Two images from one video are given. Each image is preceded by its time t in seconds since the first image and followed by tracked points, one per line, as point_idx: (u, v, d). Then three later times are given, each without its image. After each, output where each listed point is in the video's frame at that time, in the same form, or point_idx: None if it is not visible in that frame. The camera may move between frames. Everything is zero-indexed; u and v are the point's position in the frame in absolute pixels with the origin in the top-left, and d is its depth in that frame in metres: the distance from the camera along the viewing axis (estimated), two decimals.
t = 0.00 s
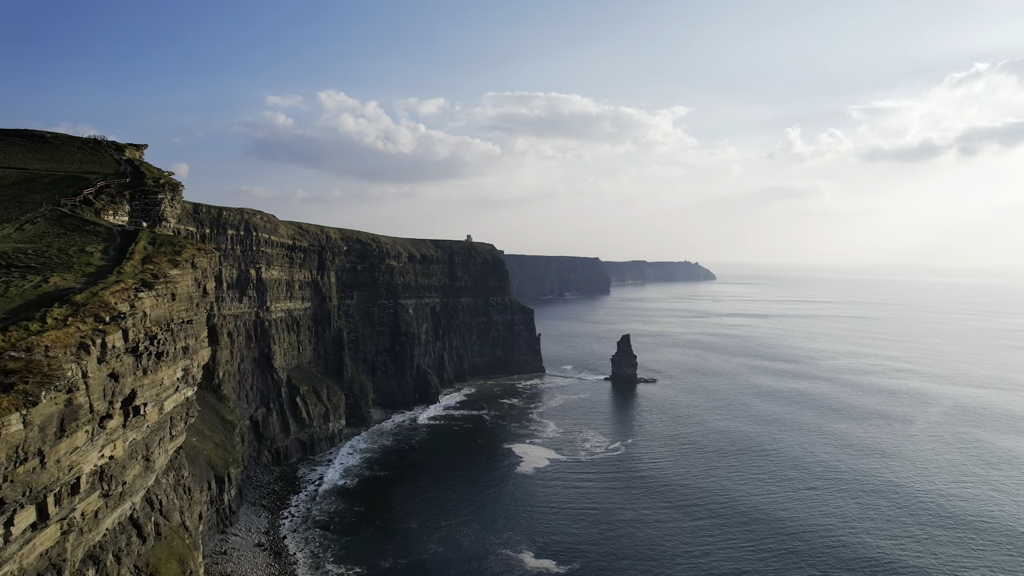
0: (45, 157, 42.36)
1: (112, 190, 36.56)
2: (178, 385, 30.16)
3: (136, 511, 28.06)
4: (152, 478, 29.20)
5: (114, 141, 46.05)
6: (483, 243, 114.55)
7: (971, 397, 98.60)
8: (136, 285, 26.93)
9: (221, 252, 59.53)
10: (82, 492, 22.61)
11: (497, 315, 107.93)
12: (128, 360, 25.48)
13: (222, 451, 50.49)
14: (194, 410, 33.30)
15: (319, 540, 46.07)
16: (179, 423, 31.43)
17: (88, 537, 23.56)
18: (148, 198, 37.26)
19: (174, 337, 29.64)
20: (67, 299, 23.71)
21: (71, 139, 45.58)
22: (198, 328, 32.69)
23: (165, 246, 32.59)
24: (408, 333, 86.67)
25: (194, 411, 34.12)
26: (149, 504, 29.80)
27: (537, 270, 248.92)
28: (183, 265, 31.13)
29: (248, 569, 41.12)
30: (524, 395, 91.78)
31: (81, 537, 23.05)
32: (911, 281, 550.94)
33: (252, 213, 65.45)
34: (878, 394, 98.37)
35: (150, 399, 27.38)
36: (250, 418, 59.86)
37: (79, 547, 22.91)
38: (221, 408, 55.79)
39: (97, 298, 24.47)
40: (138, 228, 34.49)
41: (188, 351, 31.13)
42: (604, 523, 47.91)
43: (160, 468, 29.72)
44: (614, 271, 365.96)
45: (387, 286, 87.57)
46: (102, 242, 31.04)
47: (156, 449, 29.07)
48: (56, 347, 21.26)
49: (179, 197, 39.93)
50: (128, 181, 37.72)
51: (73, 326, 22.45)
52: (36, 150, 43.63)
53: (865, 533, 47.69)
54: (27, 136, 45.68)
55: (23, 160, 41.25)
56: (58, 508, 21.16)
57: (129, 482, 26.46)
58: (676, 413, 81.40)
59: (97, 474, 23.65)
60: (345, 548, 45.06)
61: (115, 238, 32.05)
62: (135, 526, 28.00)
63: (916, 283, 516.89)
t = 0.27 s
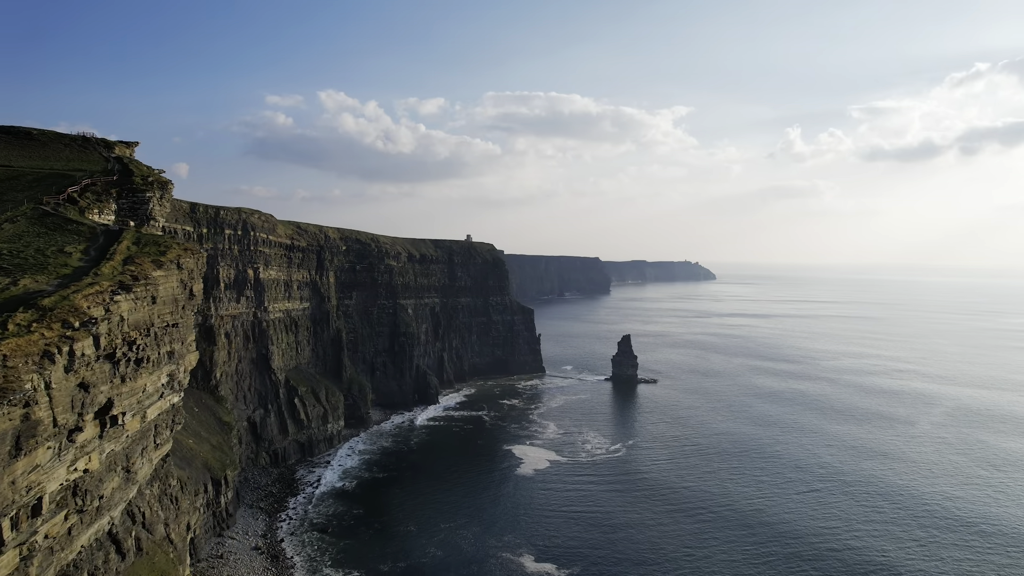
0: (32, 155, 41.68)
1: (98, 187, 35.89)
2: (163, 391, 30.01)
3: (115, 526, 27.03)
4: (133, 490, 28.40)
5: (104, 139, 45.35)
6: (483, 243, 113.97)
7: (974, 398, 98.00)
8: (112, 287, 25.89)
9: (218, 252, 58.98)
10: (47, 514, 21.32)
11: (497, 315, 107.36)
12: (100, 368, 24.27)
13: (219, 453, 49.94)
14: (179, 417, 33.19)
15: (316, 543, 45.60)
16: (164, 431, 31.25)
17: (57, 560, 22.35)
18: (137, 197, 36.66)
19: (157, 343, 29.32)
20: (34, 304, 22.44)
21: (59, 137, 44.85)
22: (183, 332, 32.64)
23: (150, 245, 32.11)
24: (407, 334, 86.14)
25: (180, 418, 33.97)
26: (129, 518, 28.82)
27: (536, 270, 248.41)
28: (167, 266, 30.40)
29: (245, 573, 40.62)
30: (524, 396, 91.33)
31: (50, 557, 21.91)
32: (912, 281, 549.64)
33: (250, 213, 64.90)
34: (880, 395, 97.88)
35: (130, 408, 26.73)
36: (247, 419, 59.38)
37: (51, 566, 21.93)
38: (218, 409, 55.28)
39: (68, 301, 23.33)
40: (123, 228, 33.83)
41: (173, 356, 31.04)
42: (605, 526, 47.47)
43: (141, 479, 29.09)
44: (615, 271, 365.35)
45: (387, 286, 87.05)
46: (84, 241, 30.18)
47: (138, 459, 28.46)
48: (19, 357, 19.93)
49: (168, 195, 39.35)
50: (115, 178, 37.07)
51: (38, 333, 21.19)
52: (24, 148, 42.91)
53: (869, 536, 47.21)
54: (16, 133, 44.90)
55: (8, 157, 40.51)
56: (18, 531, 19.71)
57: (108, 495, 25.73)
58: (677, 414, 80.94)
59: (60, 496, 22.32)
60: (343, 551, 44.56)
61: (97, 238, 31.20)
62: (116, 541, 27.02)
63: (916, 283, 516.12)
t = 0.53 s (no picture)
0: (17, 151, 40.80)
1: (84, 186, 35.34)
2: (148, 398, 29.70)
3: (94, 540, 26.20)
4: (116, 501, 27.72)
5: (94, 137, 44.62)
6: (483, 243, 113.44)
7: (976, 399, 97.52)
8: (87, 291, 25.09)
9: (215, 252, 58.49)
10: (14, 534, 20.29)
11: (497, 315, 106.89)
12: (72, 376, 23.27)
13: (217, 455, 49.49)
14: (166, 423, 32.98)
15: (314, 546, 45.16)
16: (150, 438, 30.93)
17: None
18: (125, 195, 36.06)
19: (141, 349, 28.89)
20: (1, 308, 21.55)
21: (46, 133, 43.96)
22: (170, 336, 32.35)
23: (136, 246, 31.87)
24: (407, 334, 85.64)
25: (167, 425, 33.69)
26: (111, 531, 28.03)
27: (536, 270, 247.95)
28: (151, 266, 29.98)
29: None
30: (524, 396, 90.91)
31: None
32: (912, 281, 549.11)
33: (248, 212, 64.40)
34: (883, 395, 97.41)
35: (109, 417, 26.06)
36: (245, 421, 58.93)
37: None
38: (216, 411, 54.81)
39: (38, 306, 22.43)
40: (108, 227, 33.47)
41: (159, 361, 30.76)
42: (606, 529, 47.04)
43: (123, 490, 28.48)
44: (615, 271, 364.82)
45: (386, 286, 86.58)
46: (66, 242, 29.61)
47: (120, 468, 27.86)
48: None
49: (158, 194, 38.77)
50: (104, 177, 36.53)
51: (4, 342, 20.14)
52: (9, 144, 41.96)
53: (873, 539, 46.81)
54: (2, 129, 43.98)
55: None
56: None
57: (88, 507, 25.06)
58: (678, 415, 80.53)
59: (30, 515, 21.24)
60: (341, 554, 44.11)
61: (82, 238, 30.86)
62: (94, 556, 26.23)
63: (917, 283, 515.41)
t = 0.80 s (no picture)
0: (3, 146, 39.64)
1: (72, 184, 34.89)
2: (132, 404, 29.05)
3: (70, 555, 24.77)
4: (96, 513, 26.65)
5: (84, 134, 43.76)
6: (483, 243, 112.94)
7: (977, 400, 97.07)
8: (60, 294, 24.26)
9: (213, 253, 58.03)
10: None
11: (497, 315, 106.44)
12: (40, 386, 22.31)
13: (214, 457, 49.05)
14: (153, 430, 32.06)
15: (312, 548, 44.74)
16: (135, 446, 29.97)
17: None
18: (112, 193, 35.70)
19: (124, 355, 28.14)
20: None
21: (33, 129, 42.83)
22: (156, 339, 31.79)
23: (121, 245, 31.61)
24: (407, 334, 85.12)
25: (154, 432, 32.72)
26: (91, 544, 26.38)
27: (536, 270, 247.48)
28: (134, 266, 29.86)
29: None
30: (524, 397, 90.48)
31: None
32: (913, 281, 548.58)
33: (246, 212, 63.91)
34: (884, 397, 97.00)
35: (86, 426, 25.12)
36: (243, 422, 58.48)
37: None
38: (214, 412, 54.35)
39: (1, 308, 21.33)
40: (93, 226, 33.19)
41: (144, 365, 30.06)
42: (606, 532, 46.64)
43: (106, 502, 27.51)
44: (615, 271, 364.29)
45: (386, 287, 86.13)
46: (48, 242, 29.12)
47: (100, 479, 26.88)
48: None
49: (148, 191, 38.30)
50: (91, 175, 36.11)
51: None
52: None
53: (876, 542, 46.41)
54: None
55: None
56: None
57: (64, 521, 24.10)
58: (679, 417, 80.11)
59: None
60: (340, 557, 43.68)
61: (64, 238, 30.43)
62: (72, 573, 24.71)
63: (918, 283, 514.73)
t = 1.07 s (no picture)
0: None
1: (55, 180, 34.42)
2: (112, 412, 28.27)
3: None
4: (71, 527, 25.13)
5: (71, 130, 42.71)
6: (483, 243, 112.36)
7: (979, 401, 96.50)
8: (27, 296, 23.26)
9: (210, 252, 57.47)
10: None
11: (497, 316, 105.87)
12: (7, 394, 21.11)
13: (211, 459, 48.48)
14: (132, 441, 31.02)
15: (309, 552, 44.15)
16: (114, 457, 28.87)
17: None
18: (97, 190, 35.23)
19: (102, 361, 27.39)
20: None
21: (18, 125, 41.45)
22: (136, 344, 31.06)
23: (99, 246, 31.26)
24: (406, 335, 84.52)
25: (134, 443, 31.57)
26: (65, 564, 24.74)
27: (536, 270, 246.90)
28: (114, 269, 29.19)
29: None
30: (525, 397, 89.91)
31: None
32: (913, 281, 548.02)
33: (243, 212, 63.29)
34: (887, 398, 96.45)
35: (55, 438, 23.66)
36: (241, 424, 57.92)
37: None
38: (211, 413, 53.77)
39: None
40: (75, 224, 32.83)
41: (125, 371, 29.38)
42: (607, 536, 46.11)
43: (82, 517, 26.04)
44: (615, 271, 363.66)
45: (385, 287, 85.55)
46: (24, 242, 28.51)
47: (74, 492, 25.36)
48: None
49: (135, 189, 37.68)
50: (75, 172, 35.65)
51: None
52: None
53: (880, 546, 45.87)
54: None
55: None
56: None
57: (32, 539, 22.33)
58: (680, 418, 79.55)
59: None
60: (338, 561, 43.10)
61: (41, 237, 29.97)
62: None
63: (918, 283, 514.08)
